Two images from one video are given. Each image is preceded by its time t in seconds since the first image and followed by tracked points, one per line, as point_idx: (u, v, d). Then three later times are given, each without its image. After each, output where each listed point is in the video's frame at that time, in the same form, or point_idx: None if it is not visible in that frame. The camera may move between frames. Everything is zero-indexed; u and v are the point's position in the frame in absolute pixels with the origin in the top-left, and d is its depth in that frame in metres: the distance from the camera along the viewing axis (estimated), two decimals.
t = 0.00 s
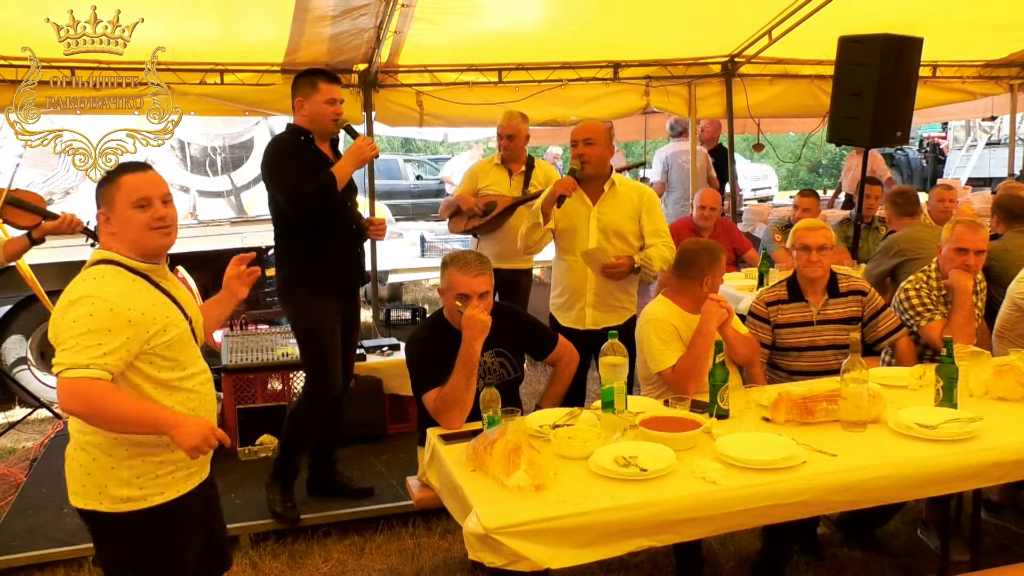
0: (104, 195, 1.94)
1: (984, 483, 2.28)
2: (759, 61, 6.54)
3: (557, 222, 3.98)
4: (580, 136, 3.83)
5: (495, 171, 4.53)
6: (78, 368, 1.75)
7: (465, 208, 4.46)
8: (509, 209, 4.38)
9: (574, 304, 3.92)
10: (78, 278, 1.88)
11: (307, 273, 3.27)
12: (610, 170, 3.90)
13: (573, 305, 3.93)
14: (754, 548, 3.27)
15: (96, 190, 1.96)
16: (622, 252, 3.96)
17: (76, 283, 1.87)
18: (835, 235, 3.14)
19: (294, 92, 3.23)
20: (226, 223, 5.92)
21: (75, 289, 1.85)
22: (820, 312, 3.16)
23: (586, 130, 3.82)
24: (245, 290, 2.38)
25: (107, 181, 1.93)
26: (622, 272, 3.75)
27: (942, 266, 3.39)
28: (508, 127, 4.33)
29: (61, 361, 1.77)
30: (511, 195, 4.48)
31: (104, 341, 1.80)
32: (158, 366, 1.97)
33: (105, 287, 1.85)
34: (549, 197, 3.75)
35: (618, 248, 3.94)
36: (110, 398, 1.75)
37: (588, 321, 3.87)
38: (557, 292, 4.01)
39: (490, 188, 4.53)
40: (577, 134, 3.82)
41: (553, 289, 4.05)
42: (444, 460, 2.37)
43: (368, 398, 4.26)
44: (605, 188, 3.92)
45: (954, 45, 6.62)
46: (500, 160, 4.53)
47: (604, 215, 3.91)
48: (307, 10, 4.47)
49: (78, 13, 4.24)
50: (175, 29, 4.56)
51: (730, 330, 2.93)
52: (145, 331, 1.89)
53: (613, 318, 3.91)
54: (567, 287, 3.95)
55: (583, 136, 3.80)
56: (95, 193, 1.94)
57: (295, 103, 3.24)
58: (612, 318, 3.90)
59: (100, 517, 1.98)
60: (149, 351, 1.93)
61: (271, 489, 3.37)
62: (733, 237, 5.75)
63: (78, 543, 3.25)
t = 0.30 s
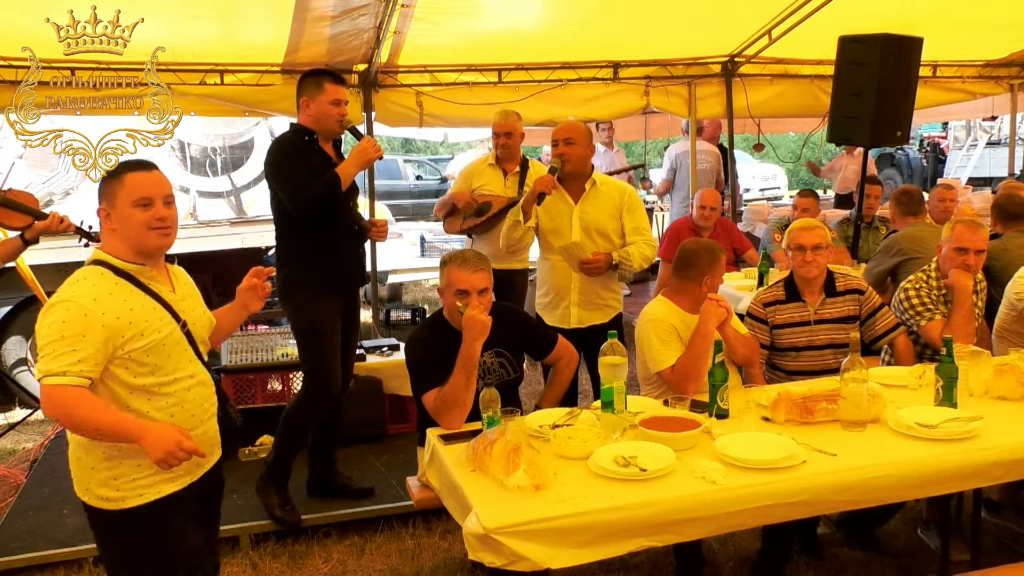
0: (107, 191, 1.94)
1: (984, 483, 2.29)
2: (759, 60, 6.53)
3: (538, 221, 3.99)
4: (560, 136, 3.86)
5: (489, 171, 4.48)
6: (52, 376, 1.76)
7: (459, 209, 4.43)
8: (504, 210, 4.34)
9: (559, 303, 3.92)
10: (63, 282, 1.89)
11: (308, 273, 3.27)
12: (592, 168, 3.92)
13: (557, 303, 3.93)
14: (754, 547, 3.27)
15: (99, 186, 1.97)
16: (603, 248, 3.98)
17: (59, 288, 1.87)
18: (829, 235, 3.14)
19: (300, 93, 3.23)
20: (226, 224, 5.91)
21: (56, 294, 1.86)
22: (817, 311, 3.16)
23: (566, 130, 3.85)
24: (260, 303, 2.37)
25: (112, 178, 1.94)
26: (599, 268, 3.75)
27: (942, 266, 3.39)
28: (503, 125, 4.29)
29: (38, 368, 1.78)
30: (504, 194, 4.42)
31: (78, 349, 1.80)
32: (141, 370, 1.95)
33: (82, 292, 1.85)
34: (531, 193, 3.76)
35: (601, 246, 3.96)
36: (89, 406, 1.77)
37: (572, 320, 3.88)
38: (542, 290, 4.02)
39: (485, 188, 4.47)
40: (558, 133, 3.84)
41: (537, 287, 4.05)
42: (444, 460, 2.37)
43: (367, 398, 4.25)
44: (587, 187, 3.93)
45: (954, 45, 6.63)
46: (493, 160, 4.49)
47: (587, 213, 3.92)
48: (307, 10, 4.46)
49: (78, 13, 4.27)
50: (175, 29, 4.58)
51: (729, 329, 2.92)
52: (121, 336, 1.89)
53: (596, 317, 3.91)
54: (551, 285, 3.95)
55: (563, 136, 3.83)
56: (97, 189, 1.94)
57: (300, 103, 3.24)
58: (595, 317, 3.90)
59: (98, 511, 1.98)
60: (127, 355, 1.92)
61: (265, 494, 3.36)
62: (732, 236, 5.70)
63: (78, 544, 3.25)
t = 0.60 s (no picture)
0: (66, 187, 1.88)
1: (942, 475, 2.32)
2: (725, 62, 6.58)
3: (498, 224, 3.98)
4: (519, 138, 3.87)
5: (438, 175, 4.40)
6: (37, 371, 1.75)
7: (414, 215, 4.27)
8: (457, 207, 4.21)
9: (518, 304, 3.94)
10: (34, 273, 1.85)
11: (273, 276, 3.23)
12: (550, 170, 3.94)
13: (516, 304, 3.94)
14: (720, 543, 3.28)
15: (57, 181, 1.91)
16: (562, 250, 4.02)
17: (33, 278, 1.83)
18: (792, 233, 3.16)
19: (266, 94, 3.19)
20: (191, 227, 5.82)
21: (30, 285, 1.82)
22: (780, 309, 3.18)
23: (525, 131, 3.86)
24: (190, 330, 2.27)
25: (70, 174, 1.87)
26: (561, 271, 3.77)
27: (902, 263, 3.43)
28: (444, 122, 4.21)
29: (18, 363, 1.76)
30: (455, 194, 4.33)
31: (64, 344, 1.79)
32: (120, 363, 1.94)
33: (62, 284, 1.82)
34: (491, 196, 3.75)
35: (559, 247, 4.00)
36: (62, 411, 1.75)
37: (532, 320, 3.90)
38: (501, 292, 4.03)
39: (436, 192, 4.39)
40: (518, 135, 3.84)
41: (496, 289, 4.06)
42: (409, 464, 2.36)
43: (333, 402, 4.22)
44: (545, 189, 3.95)
45: (915, 47, 6.73)
46: (441, 163, 4.41)
47: (545, 214, 3.95)
48: (272, 11, 4.42)
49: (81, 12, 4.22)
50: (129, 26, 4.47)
51: (693, 328, 2.93)
52: (106, 329, 1.88)
53: (555, 316, 3.93)
54: (510, 286, 3.97)
55: (523, 137, 3.84)
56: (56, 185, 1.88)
57: (266, 105, 3.20)
58: (555, 316, 3.92)
59: (46, 522, 1.94)
60: (115, 345, 1.92)
61: (230, 501, 3.31)
62: (696, 234, 5.71)
63: (32, 559, 3.19)
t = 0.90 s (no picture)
0: None
1: (821, 462, 2.43)
2: (615, 64, 6.72)
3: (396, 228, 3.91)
4: (419, 140, 3.83)
5: (313, 179, 4.30)
6: None
7: (289, 218, 4.16)
8: (335, 205, 4.13)
9: (416, 307, 3.92)
10: None
11: (158, 282, 3.11)
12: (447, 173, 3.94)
13: (414, 307, 3.93)
14: (616, 537, 3.35)
15: None
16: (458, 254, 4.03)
17: None
18: (683, 232, 3.25)
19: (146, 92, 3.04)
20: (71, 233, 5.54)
21: None
22: (671, 306, 3.27)
23: (425, 134, 3.82)
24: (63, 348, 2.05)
25: None
26: (461, 274, 3.78)
27: (784, 259, 3.58)
28: (317, 123, 4.14)
29: None
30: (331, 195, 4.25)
31: None
32: None
33: None
34: (392, 200, 3.75)
35: (454, 249, 4.01)
36: None
37: (429, 323, 3.89)
38: (397, 295, 3.99)
39: (312, 195, 4.28)
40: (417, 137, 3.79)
41: (391, 293, 4.03)
42: (303, 471, 2.31)
43: (225, 410, 4.09)
44: (442, 191, 3.94)
45: (793, 52, 7.05)
46: (315, 165, 4.32)
47: (442, 218, 3.95)
48: (150, 7, 4.25)
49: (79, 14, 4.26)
50: (40, 22, 4.26)
51: (587, 327, 2.97)
52: None
53: (452, 318, 3.94)
54: (407, 288, 3.94)
55: (423, 140, 3.80)
56: None
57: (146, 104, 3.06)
58: (452, 318, 3.93)
59: None
60: None
61: (113, 517, 3.17)
62: (588, 235, 5.83)
63: None
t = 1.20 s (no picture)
0: None
1: (703, 452, 2.53)
2: (500, 65, 6.78)
3: (298, 233, 3.83)
4: (320, 140, 3.70)
5: (177, 180, 4.15)
6: None
7: (149, 222, 3.98)
8: (200, 209, 4.00)
9: (316, 311, 3.84)
10: None
11: (20, 290, 2.92)
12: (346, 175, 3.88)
13: (313, 312, 3.85)
14: (508, 536, 3.38)
15: None
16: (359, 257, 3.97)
17: None
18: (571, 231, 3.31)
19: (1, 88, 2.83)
20: None
21: None
22: (560, 304, 3.32)
23: (325, 134, 3.70)
24: None
25: None
26: (364, 279, 3.73)
27: (665, 257, 3.69)
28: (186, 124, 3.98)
29: None
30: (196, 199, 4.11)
31: None
32: None
33: None
34: (296, 205, 3.63)
35: (354, 253, 3.94)
36: None
37: (330, 328, 3.84)
38: (293, 300, 3.89)
39: (176, 198, 4.13)
40: (317, 137, 3.68)
41: (288, 297, 3.92)
42: (184, 483, 2.22)
43: (100, 424, 3.90)
44: (340, 193, 3.88)
45: (672, 55, 7.30)
46: (179, 167, 4.17)
47: (341, 220, 3.88)
48: None
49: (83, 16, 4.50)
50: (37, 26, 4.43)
51: (474, 326, 2.98)
52: None
53: (354, 323, 3.90)
54: (305, 293, 3.85)
55: (323, 140, 3.69)
56: None
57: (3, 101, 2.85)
58: (354, 323, 3.89)
59: None
60: None
61: None
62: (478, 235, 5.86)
63: None
